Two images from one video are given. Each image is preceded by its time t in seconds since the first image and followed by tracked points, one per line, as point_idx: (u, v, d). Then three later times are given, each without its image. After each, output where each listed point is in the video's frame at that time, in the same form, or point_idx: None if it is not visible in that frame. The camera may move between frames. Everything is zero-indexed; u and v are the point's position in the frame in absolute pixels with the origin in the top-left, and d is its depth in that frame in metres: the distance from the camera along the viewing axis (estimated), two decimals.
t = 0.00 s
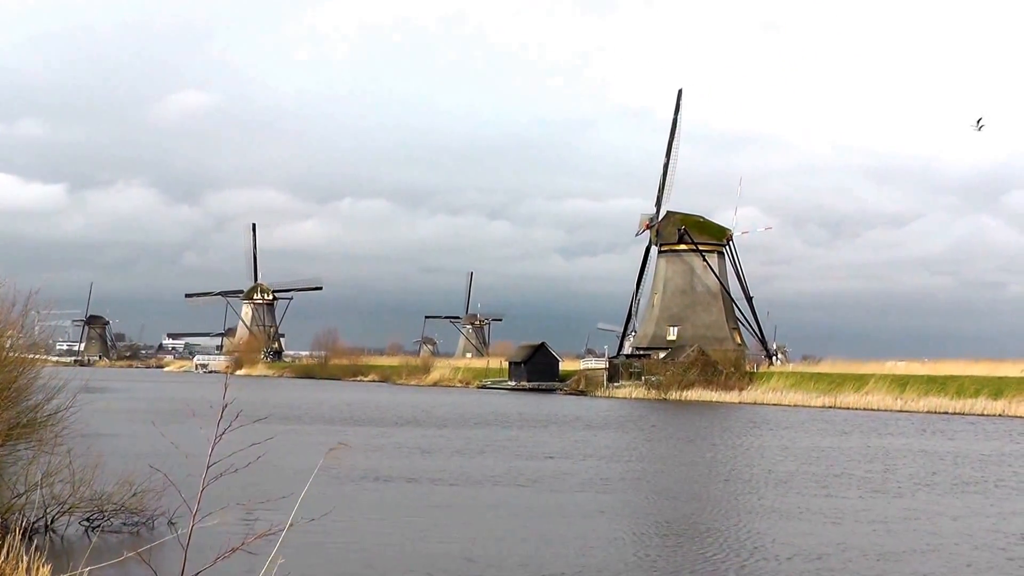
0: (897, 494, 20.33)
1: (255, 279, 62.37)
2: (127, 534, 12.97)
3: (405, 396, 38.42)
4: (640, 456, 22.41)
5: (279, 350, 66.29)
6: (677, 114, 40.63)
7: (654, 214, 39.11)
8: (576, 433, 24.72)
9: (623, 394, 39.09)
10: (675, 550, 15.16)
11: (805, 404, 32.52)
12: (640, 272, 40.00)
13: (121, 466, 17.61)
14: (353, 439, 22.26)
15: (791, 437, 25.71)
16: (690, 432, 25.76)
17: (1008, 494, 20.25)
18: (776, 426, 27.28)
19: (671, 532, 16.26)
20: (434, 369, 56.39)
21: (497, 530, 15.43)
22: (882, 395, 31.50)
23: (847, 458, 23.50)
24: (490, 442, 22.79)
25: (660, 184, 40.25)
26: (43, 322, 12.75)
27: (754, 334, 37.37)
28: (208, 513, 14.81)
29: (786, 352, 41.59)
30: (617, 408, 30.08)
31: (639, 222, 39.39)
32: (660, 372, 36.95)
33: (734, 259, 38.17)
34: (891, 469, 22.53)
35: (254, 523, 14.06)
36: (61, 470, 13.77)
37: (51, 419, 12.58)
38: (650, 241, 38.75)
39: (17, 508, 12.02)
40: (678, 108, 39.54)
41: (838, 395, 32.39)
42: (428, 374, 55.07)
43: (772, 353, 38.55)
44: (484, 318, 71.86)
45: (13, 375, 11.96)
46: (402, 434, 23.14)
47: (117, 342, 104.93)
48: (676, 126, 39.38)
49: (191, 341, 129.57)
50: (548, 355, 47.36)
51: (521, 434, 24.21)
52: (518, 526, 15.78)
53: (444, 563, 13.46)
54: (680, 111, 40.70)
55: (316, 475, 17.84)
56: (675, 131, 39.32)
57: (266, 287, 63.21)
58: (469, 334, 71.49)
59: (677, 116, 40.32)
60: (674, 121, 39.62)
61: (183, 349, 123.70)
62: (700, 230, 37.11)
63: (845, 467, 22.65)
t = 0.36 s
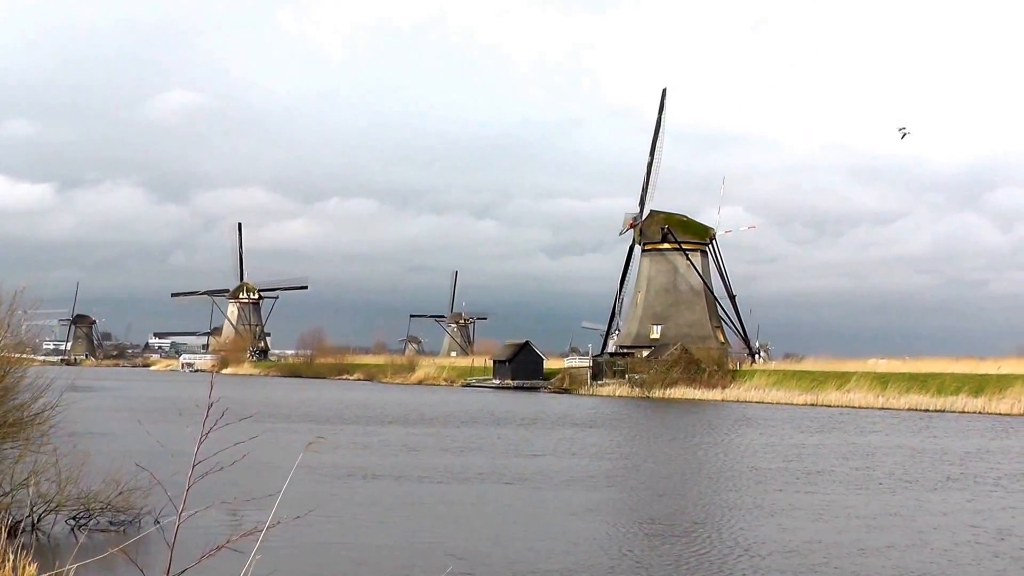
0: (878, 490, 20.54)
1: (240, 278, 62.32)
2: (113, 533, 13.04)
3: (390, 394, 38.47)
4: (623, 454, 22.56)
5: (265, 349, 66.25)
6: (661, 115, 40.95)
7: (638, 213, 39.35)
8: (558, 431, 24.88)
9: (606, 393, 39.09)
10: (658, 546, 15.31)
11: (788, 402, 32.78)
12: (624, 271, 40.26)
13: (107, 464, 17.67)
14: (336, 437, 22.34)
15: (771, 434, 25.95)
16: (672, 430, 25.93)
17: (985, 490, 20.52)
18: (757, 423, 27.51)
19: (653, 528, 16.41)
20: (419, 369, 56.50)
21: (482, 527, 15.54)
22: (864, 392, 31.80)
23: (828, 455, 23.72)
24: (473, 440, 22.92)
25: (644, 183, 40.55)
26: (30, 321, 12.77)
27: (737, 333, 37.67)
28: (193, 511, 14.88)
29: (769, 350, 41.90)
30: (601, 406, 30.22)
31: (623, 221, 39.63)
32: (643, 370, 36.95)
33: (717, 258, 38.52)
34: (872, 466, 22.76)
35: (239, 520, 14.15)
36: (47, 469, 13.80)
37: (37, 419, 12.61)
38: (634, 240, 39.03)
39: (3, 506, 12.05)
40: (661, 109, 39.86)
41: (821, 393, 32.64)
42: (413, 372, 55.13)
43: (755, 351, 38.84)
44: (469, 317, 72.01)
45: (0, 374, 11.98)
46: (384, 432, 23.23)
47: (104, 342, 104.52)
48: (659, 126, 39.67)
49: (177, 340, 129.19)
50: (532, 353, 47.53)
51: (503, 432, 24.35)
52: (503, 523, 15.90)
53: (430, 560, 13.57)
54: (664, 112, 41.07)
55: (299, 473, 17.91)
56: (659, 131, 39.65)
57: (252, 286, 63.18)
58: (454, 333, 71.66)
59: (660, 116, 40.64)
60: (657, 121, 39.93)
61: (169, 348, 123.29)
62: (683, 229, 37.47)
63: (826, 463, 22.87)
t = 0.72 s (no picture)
0: (858, 488, 20.75)
1: (227, 277, 62.23)
2: (100, 531, 13.08)
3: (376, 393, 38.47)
4: (606, 452, 22.69)
5: (251, 348, 66.19)
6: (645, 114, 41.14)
7: (623, 213, 39.52)
8: (541, 430, 24.98)
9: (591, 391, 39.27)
10: (641, 544, 15.44)
11: (772, 400, 32.98)
12: (609, 270, 40.43)
13: (93, 463, 17.71)
14: (319, 436, 22.37)
15: (754, 432, 26.12)
16: (655, 428, 26.10)
17: (964, 487, 20.76)
18: (740, 421, 27.67)
19: (636, 526, 16.54)
20: (404, 368, 56.54)
21: (466, 525, 15.64)
22: (848, 390, 32.02)
23: (810, 453, 23.92)
24: (456, 439, 23.00)
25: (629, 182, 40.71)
26: (16, 321, 12.78)
27: (721, 332, 37.87)
28: (179, 510, 14.93)
29: (753, 348, 42.13)
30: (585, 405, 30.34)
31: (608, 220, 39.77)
32: (629, 368, 37.08)
33: (702, 257, 38.73)
34: (853, 463, 22.97)
35: (224, 519, 14.20)
36: (33, 468, 13.82)
37: (24, 418, 12.62)
38: (619, 239, 39.20)
39: None
40: (646, 108, 40.04)
41: (804, 391, 32.85)
42: (398, 372, 55.12)
43: (739, 349, 39.06)
44: (454, 315, 72.14)
45: None
46: (368, 431, 23.28)
47: (91, 341, 104.18)
48: (643, 126, 39.85)
49: (163, 339, 128.79)
50: (518, 352, 47.65)
51: (486, 430, 24.43)
52: (486, 521, 16.01)
53: (415, 557, 13.67)
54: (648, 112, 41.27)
55: (284, 471, 17.95)
56: (644, 131, 39.83)
57: (238, 286, 63.10)
58: (440, 332, 71.73)
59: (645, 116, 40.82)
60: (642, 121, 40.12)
61: (156, 347, 122.89)
62: (668, 228, 37.67)
63: (808, 461, 23.07)
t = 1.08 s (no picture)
0: (841, 486, 20.89)
1: (214, 277, 62.16)
2: (87, 531, 13.09)
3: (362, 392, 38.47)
4: (590, 451, 22.77)
5: (237, 348, 66.08)
6: (631, 115, 41.30)
7: (608, 213, 39.61)
8: (525, 429, 25.07)
9: (577, 391, 39.38)
10: (625, 542, 15.50)
11: (757, 399, 33.18)
12: (595, 270, 40.58)
13: (79, 462, 17.74)
14: (304, 435, 22.40)
15: (739, 431, 26.26)
16: (639, 427, 26.19)
17: (946, 485, 20.91)
18: (725, 421, 27.79)
19: (623, 524, 16.66)
20: (391, 368, 56.63)
21: (451, 524, 15.69)
22: (833, 389, 32.24)
23: (794, 452, 24.05)
24: (441, 438, 23.05)
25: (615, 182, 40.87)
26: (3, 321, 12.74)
27: (707, 331, 38.06)
28: (167, 509, 14.97)
29: (739, 348, 42.31)
30: (571, 405, 30.42)
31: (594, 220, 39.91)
32: (615, 368, 37.24)
33: (687, 257, 38.92)
34: (836, 462, 23.13)
35: (212, 518, 14.24)
36: (21, 467, 13.78)
37: (10, 418, 12.60)
38: (605, 240, 39.36)
39: None
40: (632, 109, 40.20)
41: (790, 391, 33.04)
42: (385, 371, 55.17)
43: (725, 349, 39.24)
44: (440, 315, 72.18)
45: None
46: (353, 430, 23.31)
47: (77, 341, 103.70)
48: (629, 125, 39.97)
49: (150, 339, 128.32)
50: (504, 352, 47.74)
51: (472, 429, 24.50)
52: (471, 520, 16.06)
53: (404, 555, 13.76)
54: (633, 112, 41.45)
55: (269, 471, 17.95)
56: (629, 131, 39.99)
57: (225, 286, 63.05)
58: (426, 331, 71.77)
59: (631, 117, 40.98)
60: (628, 121, 40.28)
61: (143, 347, 122.46)
62: (653, 228, 37.85)
63: (792, 460, 23.19)
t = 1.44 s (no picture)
0: (825, 485, 20.99)
1: (201, 277, 62.18)
2: (74, 531, 13.08)
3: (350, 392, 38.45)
4: (576, 450, 22.82)
5: (225, 348, 65.99)
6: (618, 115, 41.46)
7: (595, 213, 39.72)
8: (511, 429, 25.12)
9: (565, 390, 39.37)
10: (612, 541, 15.55)
11: (744, 399, 33.31)
12: (582, 269, 40.71)
13: (66, 463, 17.72)
14: (289, 436, 22.39)
15: (725, 431, 26.37)
16: (625, 427, 26.26)
17: (928, 484, 21.04)
18: (712, 420, 27.89)
19: (610, 523, 16.75)
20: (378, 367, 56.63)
21: (438, 523, 15.72)
22: (820, 389, 32.40)
23: (779, 452, 24.14)
24: (427, 437, 23.08)
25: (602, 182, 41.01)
26: None
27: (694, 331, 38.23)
28: (154, 509, 14.99)
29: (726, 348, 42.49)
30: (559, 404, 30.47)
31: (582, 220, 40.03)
32: (602, 368, 37.30)
33: (674, 257, 39.09)
34: (820, 461, 23.25)
35: (199, 518, 14.26)
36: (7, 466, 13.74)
37: None
38: (592, 239, 39.49)
39: None
40: (619, 109, 40.36)
41: (777, 390, 33.19)
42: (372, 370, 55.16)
43: (712, 349, 39.40)
44: (427, 314, 72.26)
45: None
46: (338, 430, 23.31)
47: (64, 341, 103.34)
48: (617, 125, 40.10)
49: (138, 339, 127.98)
50: (492, 351, 47.81)
51: (458, 429, 24.54)
52: (458, 519, 16.12)
53: (392, 554, 13.81)
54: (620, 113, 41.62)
55: (256, 471, 17.95)
56: (617, 131, 40.15)
57: (213, 285, 63.09)
58: (414, 331, 71.80)
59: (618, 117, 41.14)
60: (615, 121, 40.43)
61: (130, 347, 122.08)
62: (641, 228, 38.02)
63: (778, 459, 23.29)
